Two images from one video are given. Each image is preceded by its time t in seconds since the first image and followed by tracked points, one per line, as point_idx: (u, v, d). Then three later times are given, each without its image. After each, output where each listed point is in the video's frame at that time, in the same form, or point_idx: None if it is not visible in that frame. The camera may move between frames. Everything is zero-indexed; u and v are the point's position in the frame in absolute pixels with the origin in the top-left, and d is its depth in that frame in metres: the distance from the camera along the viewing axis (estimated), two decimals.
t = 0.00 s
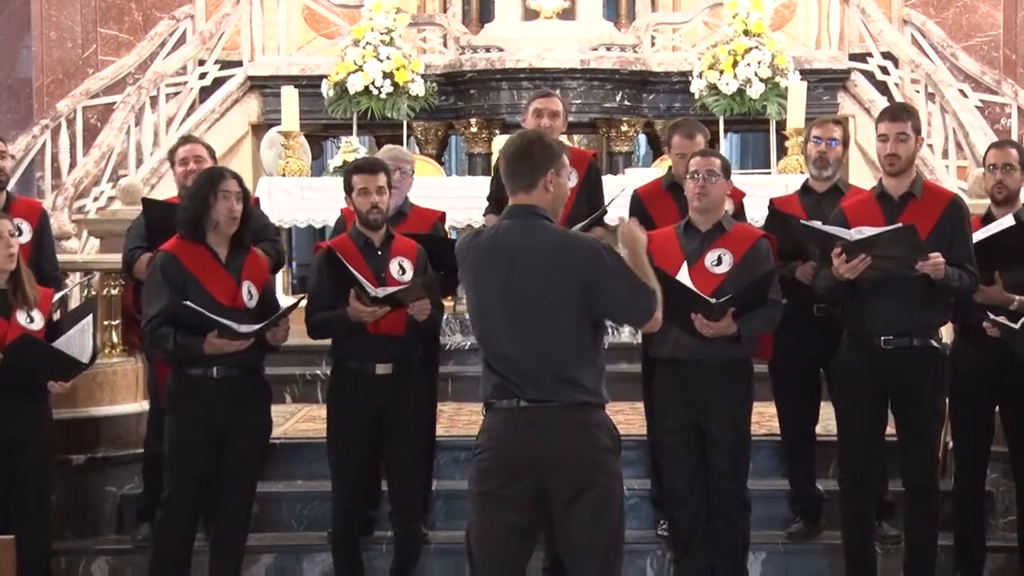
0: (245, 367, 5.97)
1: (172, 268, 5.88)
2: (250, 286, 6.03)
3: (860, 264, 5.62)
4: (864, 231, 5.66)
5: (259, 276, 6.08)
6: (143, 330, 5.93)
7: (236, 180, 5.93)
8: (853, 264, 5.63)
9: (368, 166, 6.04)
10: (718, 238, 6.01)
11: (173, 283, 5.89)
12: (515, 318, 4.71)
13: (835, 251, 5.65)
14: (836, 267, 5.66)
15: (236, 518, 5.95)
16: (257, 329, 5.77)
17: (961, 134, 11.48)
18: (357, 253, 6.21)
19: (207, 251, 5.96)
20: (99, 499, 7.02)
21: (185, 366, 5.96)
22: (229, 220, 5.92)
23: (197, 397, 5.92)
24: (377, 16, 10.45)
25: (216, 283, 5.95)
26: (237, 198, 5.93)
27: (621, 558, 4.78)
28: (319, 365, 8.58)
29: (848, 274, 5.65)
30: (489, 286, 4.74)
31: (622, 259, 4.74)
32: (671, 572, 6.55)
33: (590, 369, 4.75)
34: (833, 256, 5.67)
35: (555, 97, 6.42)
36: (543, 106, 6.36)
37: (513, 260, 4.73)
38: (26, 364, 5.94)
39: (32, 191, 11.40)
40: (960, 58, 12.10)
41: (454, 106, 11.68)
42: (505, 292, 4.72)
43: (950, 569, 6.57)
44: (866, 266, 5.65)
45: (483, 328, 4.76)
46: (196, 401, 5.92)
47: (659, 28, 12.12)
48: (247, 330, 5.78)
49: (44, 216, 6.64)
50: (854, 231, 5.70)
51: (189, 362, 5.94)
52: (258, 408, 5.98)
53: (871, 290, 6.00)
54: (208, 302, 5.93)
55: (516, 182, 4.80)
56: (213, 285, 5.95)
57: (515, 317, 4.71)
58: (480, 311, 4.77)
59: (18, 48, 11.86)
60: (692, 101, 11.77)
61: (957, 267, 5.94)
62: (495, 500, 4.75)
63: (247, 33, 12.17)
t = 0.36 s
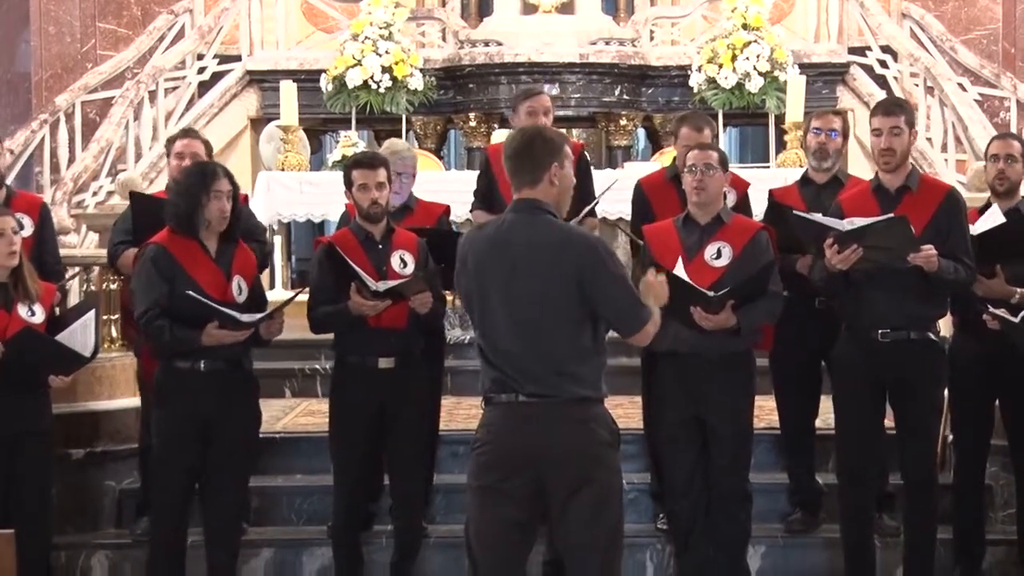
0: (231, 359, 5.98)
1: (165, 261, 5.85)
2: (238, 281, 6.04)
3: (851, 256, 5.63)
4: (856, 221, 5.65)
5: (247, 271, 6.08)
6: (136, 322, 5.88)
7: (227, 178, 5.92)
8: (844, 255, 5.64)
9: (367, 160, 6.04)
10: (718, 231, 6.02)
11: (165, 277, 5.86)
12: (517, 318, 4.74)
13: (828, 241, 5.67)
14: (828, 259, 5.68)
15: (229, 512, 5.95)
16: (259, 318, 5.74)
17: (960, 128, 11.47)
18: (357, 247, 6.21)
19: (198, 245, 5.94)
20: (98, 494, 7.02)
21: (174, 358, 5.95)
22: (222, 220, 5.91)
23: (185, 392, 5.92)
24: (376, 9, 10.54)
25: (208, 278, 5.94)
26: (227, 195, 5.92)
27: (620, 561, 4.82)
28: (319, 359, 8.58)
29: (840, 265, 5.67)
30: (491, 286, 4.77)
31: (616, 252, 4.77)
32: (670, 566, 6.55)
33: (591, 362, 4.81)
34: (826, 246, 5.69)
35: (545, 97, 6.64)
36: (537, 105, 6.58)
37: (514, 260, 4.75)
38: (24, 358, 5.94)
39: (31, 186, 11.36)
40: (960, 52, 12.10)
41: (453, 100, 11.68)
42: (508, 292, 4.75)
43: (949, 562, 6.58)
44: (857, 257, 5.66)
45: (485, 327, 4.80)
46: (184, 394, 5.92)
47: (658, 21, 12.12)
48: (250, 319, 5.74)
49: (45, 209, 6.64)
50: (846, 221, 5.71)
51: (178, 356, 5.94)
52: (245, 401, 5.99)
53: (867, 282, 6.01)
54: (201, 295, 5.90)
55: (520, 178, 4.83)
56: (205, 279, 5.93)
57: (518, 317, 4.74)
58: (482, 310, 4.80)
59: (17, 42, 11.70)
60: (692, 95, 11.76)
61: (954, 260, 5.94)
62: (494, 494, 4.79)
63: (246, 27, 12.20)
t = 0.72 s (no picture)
0: (225, 353, 5.98)
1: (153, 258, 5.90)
2: (229, 274, 6.05)
3: (848, 251, 5.65)
4: (853, 217, 5.68)
5: (238, 263, 6.08)
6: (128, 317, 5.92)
7: (210, 173, 5.94)
8: (841, 251, 5.66)
9: (371, 155, 6.03)
10: (720, 225, 6.07)
11: (151, 273, 5.91)
12: (518, 311, 4.78)
13: (824, 238, 5.68)
14: (825, 254, 5.69)
15: (227, 507, 5.94)
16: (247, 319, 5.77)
17: (960, 122, 11.56)
18: (360, 241, 6.22)
19: (185, 239, 5.98)
20: (97, 487, 7.02)
21: (167, 353, 5.96)
22: (203, 214, 5.93)
23: (180, 386, 5.92)
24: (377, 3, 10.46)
25: (197, 273, 5.97)
26: (210, 189, 5.93)
27: (620, 556, 4.82)
28: (319, 353, 8.58)
29: (837, 261, 5.68)
30: (494, 273, 4.82)
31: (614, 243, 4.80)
32: (670, 561, 6.56)
33: (592, 354, 4.84)
34: (822, 243, 5.70)
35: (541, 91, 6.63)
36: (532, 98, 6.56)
37: (517, 248, 4.81)
38: (28, 352, 5.98)
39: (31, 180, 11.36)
40: (961, 45, 12.11)
41: (453, 94, 11.65)
42: (510, 279, 4.79)
43: (948, 556, 6.58)
44: (854, 252, 5.68)
45: (486, 316, 4.83)
46: (182, 393, 5.92)
47: (659, 15, 12.15)
48: (236, 320, 5.78)
49: (47, 204, 6.65)
50: (843, 217, 5.72)
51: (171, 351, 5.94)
52: (242, 397, 5.99)
53: (863, 277, 6.03)
54: (189, 291, 5.94)
55: (528, 171, 4.88)
56: (193, 274, 5.96)
57: (518, 305, 4.78)
58: (482, 298, 4.84)
59: (17, 36, 11.48)
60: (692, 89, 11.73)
61: (950, 254, 5.95)
62: (494, 488, 4.82)
63: (246, 21, 12.21)
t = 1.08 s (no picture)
0: (238, 348, 5.99)
1: (157, 257, 5.93)
2: (240, 269, 6.03)
3: (859, 246, 5.67)
4: (862, 211, 5.71)
5: (250, 258, 6.07)
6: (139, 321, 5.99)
7: (206, 166, 5.93)
8: (852, 246, 5.68)
9: (386, 150, 6.05)
10: (734, 220, 6.07)
11: (155, 271, 5.93)
12: (533, 308, 4.79)
13: (835, 233, 5.71)
14: (836, 249, 5.71)
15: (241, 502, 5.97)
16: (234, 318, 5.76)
17: (974, 116, 11.42)
18: (376, 237, 6.30)
19: (191, 237, 5.99)
20: (113, 484, 7.04)
21: (179, 351, 5.99)
22: (203, 208, 5.93)
23: (193, 380, 5.94)
24: None
25: (204, 270, 5.97)
26: (208, 182, 5.92)
27: (632, 555, 4.83)
28: (332, 349, 8.59)
29: (848, 256, 5.71)
30: (510, 267, 4.82)
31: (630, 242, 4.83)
32: (684, 556, 6.60)
33: (606, 352, 4.85)
34: (833, 238, 5.72)
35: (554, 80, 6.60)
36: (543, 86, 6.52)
37: (534, 242, 4.81)
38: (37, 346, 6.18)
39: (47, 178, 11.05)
40: (974, 41, 11.96)
41: (466, 90, 11.66)
42: (527, 273, 4.80)
43: (963, 552, 6.59)
44: (865, 248, 5.70)
45: (502, 309, 4.83)
46: (196, 389, 5.94)
47: (670, 11, 12.11)
48: (225, 319, 5.77)
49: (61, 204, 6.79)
50: (854, 212, 5.75)
51: (186, 346, 5.97)
52: (255, 390, 5.99)
53: (874, 272, 6.04)
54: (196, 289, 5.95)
55: (543, 167, 4.88)
56: (200, 272, 5.96)
57: (535, 298, 4.78)
58: (498, 291, 4.84)
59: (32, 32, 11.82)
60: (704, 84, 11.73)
61: (960, 248, 5.95)
62: (506, 484, 4.83)
63: (259, 17, 12.16)
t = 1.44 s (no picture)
0: (288, 341, 6.08)
1: (201, 255, 5.98)
2: (287, 262, 6.09)
3: (894, 241, 5.65)
4: (897, 206, 5.69)
5: (297, 252, 6.12)
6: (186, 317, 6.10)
7: (251, 157, 6.02)
8: (887, 241, 5.66)
9: (426, 144, 6.30)
10: (773, 213, 6.06)
11: (202, 268, 6.00)
12: (575, 303, 4.79)
13: (870, 229, 5.68)
14: (871, 245, 5.70)
15: (285, 492, 6.09)
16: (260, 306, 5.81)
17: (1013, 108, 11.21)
18: (415, 230, 6.57)
19: (238, 233, 6.06)
20: (153, 478, 7.07)
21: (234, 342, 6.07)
22: (247, 197, 6.00)
23: (244, 371, 6.04)
24: None
25: (250, 264, 6.03)
26: (252, 172, 6.00)
27: (670, 549, 4.83)
28: (369, 342, 8.60)
29: (884, 252, 5.69)
30: (549, 260, 4.82)
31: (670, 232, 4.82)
32: (721, 549, 6.60)
33: (647, 341, 4.85)
34: (868, 233, 5.70)
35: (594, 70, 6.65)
36: (580, 73, 6.59)
37: (573, 235, 4.81)
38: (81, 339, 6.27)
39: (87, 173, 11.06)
40: (1014, 33, 11.79)
41: (502, 84, 11.70)
42: (566, 266, 4.80)
43: (1002, 547, 6.56)
44: (900, 243, 5.68)
45: (541, 302, 4.84)
46: (249, 381, 6.04)
47: (707, 2, 12.16)
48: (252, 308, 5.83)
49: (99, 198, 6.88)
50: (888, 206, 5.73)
51: (238, 338, 6.05)
52: (308, 385, 6.12)
53: (908, 266, 6.00)
54: (242, 281, 6.01)
55: (583, 159, 4.88)
56: (246, 266, 6.03)
57: (575, 291, 4.79)
58: (537, 284, 4.85)
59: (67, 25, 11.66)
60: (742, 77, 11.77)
61: (995, 242, 5.91)
62: (544, 475, 4.84)
63: (295, 12, 12.18)
